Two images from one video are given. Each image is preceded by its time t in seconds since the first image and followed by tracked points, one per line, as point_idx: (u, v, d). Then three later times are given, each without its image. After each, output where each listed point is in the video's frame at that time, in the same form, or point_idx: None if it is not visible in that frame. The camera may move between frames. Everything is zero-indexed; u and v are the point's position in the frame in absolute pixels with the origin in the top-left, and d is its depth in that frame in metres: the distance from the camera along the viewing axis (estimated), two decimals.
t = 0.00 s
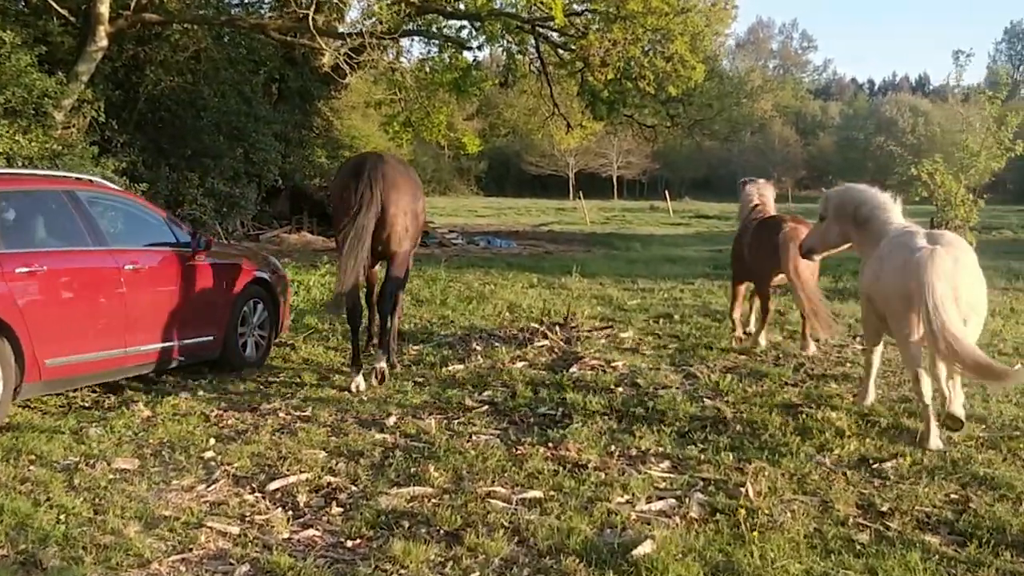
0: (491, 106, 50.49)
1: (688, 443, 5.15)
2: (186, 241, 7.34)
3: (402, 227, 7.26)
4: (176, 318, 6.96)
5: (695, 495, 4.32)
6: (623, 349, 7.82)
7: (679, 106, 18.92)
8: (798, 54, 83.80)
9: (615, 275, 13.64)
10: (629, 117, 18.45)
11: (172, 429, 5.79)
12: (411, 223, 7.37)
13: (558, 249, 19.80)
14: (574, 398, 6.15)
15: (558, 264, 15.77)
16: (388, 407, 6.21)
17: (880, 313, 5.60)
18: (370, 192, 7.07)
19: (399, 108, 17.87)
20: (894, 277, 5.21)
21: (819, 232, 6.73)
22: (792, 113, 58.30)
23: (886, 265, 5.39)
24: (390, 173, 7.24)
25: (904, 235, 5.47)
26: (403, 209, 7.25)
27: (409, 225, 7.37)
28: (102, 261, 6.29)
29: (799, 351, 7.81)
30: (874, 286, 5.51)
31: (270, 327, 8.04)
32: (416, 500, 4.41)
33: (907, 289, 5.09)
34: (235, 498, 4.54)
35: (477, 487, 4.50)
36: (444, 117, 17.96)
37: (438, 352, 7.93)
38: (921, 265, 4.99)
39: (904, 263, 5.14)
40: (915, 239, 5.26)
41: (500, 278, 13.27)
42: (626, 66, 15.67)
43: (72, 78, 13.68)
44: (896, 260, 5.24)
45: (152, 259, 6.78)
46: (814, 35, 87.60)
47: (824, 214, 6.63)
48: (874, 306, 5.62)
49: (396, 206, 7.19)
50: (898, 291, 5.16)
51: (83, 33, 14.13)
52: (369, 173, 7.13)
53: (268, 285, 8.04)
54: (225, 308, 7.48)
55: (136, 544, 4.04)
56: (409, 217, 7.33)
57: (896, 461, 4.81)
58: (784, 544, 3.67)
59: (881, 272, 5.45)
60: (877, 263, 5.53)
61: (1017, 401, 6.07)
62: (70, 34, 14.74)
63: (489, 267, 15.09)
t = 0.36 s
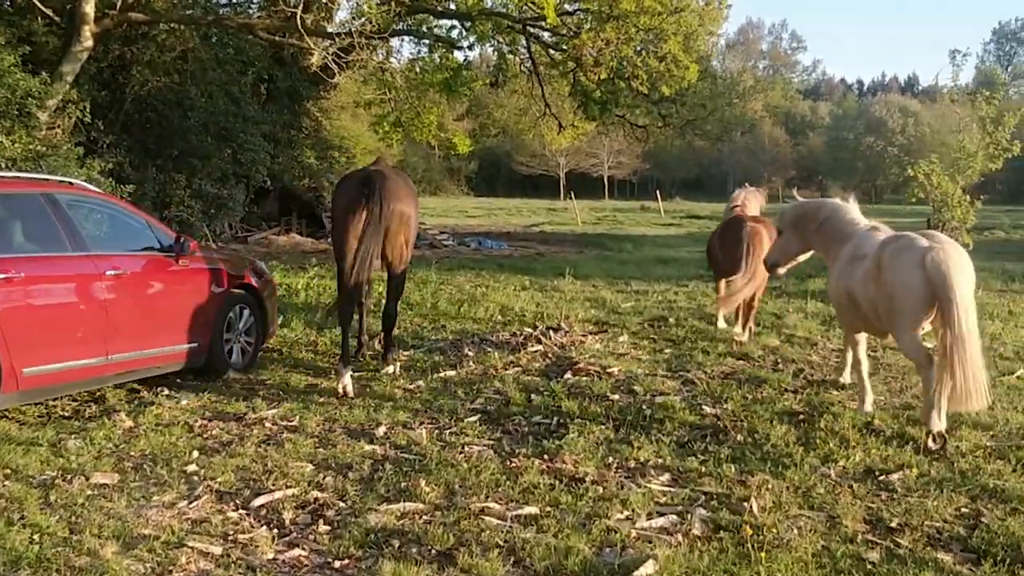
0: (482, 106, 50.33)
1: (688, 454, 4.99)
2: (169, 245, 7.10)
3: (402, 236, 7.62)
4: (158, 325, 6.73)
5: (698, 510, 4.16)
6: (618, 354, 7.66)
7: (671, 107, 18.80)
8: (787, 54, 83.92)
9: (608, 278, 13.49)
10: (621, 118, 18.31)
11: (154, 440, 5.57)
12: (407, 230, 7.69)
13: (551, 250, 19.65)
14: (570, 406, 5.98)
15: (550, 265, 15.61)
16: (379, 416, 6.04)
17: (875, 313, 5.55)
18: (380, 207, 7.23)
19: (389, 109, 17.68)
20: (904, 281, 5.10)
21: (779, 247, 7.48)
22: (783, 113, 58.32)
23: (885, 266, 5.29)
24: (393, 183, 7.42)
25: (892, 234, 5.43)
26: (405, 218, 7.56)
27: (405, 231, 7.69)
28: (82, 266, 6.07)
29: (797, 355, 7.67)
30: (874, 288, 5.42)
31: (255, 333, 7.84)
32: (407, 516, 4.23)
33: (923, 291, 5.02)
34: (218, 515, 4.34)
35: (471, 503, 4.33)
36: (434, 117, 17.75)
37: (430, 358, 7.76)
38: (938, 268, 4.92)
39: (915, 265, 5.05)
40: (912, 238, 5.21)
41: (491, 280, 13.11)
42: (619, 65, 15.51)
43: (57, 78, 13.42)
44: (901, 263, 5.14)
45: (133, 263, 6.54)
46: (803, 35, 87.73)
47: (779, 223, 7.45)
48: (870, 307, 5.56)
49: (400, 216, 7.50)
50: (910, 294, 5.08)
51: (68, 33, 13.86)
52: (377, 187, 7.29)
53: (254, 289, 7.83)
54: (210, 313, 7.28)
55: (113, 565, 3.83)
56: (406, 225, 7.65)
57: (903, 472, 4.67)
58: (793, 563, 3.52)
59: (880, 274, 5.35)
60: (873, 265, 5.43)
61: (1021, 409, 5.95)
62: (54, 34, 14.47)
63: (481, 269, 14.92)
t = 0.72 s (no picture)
0: (471, 107, 50.15)
1: (673, 462, 4.85)
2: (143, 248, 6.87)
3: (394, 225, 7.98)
4: (134, 329, 6.51)
5: (682, 521, 4.02)
6: (603, 358, 7.52)
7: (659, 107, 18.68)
8: (776, 54, 83.99)
9: (595, 278, 13.36)
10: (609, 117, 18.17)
11: (124, 448, 5.37)
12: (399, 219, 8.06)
13: (539, 251, 19.52)
14: (553, 411, 5.83)
15: (537, 266, 15.47)
16: (357, 422, 5.87)
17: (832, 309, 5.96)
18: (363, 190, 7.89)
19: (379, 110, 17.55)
20: (863, 280, 5.49)
21: (736, 253, 7.87)
22: (773, 113, 58.38)
23: (848, 265, 5.67)
24: (383, 173, 8.03)
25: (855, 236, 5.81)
26: (392, 208, 7.97)
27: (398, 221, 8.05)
28: (51, 268, 5.83)
29: (787, 358, 7.55)
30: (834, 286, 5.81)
31: (233, 338, 7.65)
32: (380, 529, 4.07)
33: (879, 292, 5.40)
34: (184, 528, 4.17)
35: (446, 514, 4.17)
36: (422, 117, 17.58)
37: (412, 361, 7.61)
38: (895, 272, 5.27)
39: (874, 267, 5.43)
40: (878, 240, 5.56)
41: (477, 281, 12.95)
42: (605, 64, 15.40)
43: (37, 79, 13.18)
44: (863, 263, 5.53)
45: (109, 266, 6.33)
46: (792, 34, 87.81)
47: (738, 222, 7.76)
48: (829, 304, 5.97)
49: (385, 206, 7.92)
50: (867, 293, 5.47)
51: (49, 33, 13.62)
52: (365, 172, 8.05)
53: (235, 293, 7.66)
54: (186, 318, 7.04)
55: None
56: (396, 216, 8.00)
57: (893, 480, 4.55)
58: None
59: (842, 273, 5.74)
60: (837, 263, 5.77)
61: (1013, 412, 5.85)
62: (36, 34, 14.23)
63: (467, 270, 14.76)
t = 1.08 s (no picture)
0: (464, 109, 50.00)
1: (648, 474, 4.70)
2: (110, 253, 6.66)
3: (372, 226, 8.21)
4: (102, 336, 6.29)
5: (653, 537, 3.86)
6: (584, 364, 7.37)
7: (648, 109, 18.56)
8: (771, 57, 83.95)
9: (582, 282, 13.22)
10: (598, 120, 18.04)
11: (84, 459, 5.19)
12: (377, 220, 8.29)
13: (528, 254, 19.38)
14: (527, 420, 5.68)
15: (525, 269, 15.33)
16: (328, 431, 5.71)
17: (781, 304, 6.03)
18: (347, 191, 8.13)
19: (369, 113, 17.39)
20: (812, 274, 5.55)
21: (676, 234, 7.79)
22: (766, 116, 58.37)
23: (795, 260, 5.73)
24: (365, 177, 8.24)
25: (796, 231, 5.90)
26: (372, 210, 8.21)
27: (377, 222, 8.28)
28: (13, 273, 5.61)
29: (771, 364, 7.41)
30: (782, 280, 5.87)
31: (204, 346, 7.47)
32: (340, 546, 3.90)
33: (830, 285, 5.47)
34: (136, 545, 3.99)
35: (408, 530, 4.01)
36: (413, 120, 17.41)
37: (389, 367, 7.46)
38: (842, 267, 5.38)
39: (823, 259, 5.50)
40: (818, 236, 5.66)
41: (462, 285, 12.80)
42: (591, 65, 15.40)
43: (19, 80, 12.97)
44: (810, 257, 5.59)
45: (75, 271, 6.13)
46: (786, 37, 87.80)
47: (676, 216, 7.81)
48: (777, 298, 6.02)
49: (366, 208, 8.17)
50: (818, 286, 5.51)
51: (32, 34, 13.42)
52: (348, 174, 8.20)
53: (206, 299, 7.48)
54: (156, 324, 6.84)
55: None
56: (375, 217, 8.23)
57: (874, 493, 4.40)
58: None
59: (789, 267, 5.79)
60: (782, 260, 5.85)
61: (999, 420, 5.72)
62: (19, 36, 14.01)
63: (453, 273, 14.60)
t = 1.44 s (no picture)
0: (462, 111, 49.85)
1: (631, 486, 4.57)
2: (87, 257, 6.48)
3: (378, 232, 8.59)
4: (76, 341, 6.12)
5: (633, 554, 3.73)
6: (572, 371, 7.25)
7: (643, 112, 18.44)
8: (770, 61, 83.92)
9: (575, 286, 13.08)
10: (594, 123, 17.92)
11: (55, 468, 5.04)
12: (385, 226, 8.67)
13: (522, 257, 19.26)
14: (511, 429, 5.54)
15: (518, 273, 15.20)
16: (308, 440, 5.57)
17: (735, 309, 6.04)
18: (353, 201, 8.39)
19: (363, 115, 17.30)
20: (769, 280, 5.60)
21: (625, 250, 7.83)
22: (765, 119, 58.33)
23: (750, 267, 5.75)
24: (369, 184, 8.51)
25: (747, 235, 5.92)
26: (378, 217, 8.56)
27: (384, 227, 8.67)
28: None
29: (762, 371, 7.27)
30: (737, 287, 5.88)
31: (183, 351, 7.32)
32: (310, 561, 3.76)
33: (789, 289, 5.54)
34: (100, 561, 3.84)
35: (382, 545, 3.87)
36: (409, 122, 17.30)
37: (374, 373, 7.33)
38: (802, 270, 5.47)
39: (778, 264, 5.56)
40: (770, 242, 5.71)
41: (453, 289, 12.66)
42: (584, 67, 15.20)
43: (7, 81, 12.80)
44: (765, 264, 5.63)
45: (51, 274, 5.97)
46: (784, 41, 87.79)
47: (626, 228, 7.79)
48: (730, 304, 6.03)
49: (372, 216, 8.50)
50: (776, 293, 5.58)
51: (22, 35, 13.25)
52: (351, 183, 8.42)
53: (187, 303, 7.34)
54: (133, 329, 6.68)
55: None
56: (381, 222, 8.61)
57: (865, 507, 4.27)
58: None
59: (743, 274, 5.82)
60: (738, 267, 5.86)
61: (993, 430, 5.59)
62: (9, 36, 13.85)
63: (445, 277, 14.46)
